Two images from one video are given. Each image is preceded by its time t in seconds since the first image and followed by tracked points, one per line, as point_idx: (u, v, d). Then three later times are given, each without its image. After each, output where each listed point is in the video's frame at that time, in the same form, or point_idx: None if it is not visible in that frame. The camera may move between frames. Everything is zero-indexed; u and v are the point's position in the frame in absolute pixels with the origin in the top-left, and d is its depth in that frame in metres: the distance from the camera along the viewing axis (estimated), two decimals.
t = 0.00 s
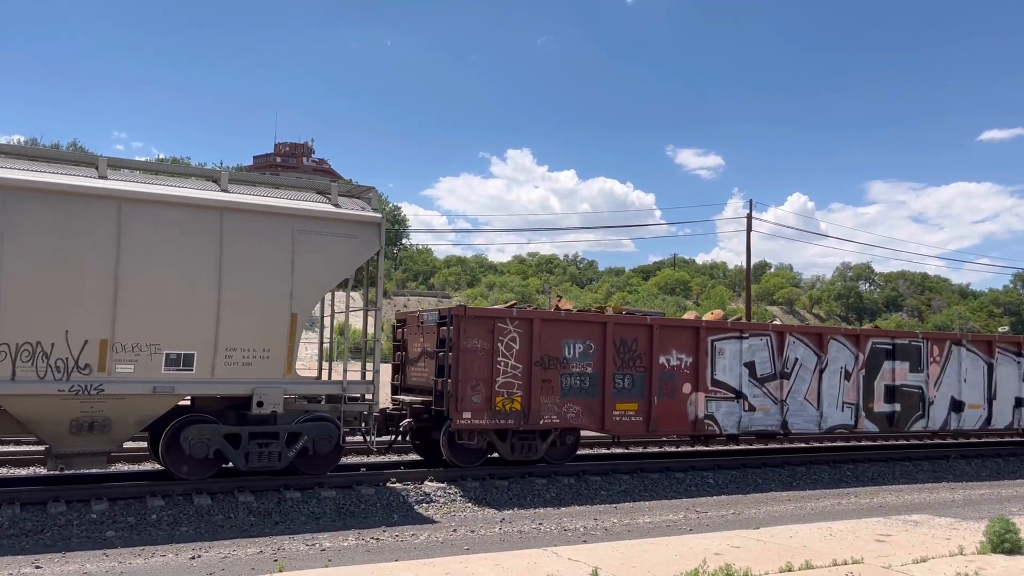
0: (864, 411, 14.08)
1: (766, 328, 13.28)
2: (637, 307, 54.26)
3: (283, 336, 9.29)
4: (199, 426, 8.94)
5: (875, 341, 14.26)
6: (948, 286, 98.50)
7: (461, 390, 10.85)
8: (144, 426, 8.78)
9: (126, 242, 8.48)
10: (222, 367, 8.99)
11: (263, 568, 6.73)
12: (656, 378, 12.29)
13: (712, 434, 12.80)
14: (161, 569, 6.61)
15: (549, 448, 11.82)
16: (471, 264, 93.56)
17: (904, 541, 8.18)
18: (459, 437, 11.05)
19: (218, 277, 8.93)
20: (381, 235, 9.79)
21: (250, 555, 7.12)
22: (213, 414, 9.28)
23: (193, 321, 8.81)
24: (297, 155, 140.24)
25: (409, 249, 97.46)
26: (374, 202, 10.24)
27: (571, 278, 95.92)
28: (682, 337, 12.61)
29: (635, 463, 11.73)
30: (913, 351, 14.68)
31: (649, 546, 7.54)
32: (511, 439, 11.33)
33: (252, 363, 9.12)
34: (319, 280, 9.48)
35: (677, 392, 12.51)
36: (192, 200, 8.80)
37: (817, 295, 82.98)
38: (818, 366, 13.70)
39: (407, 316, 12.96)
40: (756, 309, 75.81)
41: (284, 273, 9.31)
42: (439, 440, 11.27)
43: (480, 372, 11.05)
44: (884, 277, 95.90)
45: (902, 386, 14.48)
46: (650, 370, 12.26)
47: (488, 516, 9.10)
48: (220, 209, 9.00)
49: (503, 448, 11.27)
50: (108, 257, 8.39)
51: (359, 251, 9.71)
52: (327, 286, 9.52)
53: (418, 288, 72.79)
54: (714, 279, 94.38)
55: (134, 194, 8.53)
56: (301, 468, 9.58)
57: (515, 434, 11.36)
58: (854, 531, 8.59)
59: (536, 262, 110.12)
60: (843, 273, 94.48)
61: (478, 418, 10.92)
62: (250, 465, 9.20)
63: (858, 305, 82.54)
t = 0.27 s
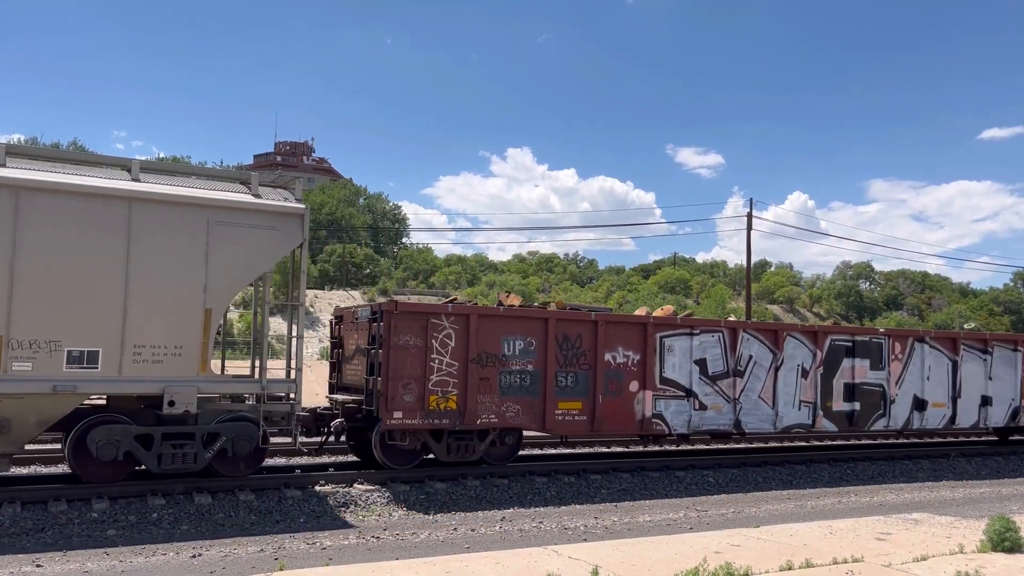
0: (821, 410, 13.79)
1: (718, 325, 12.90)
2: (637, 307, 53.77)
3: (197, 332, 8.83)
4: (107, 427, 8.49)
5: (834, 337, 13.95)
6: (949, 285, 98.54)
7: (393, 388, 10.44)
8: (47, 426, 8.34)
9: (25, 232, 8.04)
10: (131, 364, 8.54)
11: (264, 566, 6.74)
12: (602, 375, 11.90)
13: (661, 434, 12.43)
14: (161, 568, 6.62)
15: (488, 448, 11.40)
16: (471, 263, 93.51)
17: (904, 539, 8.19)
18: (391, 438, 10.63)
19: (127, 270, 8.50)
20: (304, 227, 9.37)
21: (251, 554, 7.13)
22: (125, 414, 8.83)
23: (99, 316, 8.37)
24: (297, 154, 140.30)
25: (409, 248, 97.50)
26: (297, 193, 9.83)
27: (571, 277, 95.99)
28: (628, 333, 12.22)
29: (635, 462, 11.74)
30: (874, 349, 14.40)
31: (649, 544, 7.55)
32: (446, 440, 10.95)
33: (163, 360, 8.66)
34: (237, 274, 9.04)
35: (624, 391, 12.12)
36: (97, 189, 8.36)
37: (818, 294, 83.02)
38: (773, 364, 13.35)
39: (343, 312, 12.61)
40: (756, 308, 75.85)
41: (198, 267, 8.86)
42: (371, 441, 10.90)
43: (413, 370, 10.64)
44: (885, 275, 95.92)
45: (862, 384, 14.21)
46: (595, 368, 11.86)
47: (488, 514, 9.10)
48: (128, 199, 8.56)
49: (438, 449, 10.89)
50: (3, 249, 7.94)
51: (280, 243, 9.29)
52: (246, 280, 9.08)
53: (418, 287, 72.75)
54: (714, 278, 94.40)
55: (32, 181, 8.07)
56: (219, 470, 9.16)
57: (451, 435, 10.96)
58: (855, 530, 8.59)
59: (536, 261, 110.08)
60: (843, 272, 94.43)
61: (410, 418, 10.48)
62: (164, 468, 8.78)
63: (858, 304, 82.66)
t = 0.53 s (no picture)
0: (777, 408, 13.41)
1: (668, 321, 12.52)
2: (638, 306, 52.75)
3: (102, 328, 8.21)
4: (5, 428, 7.93)
5: (790, 334, 13.60)
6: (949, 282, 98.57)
7: (317, 387, 9.99)
8: None
9: None
10: (29, 363, 7.94)
11: (265, 565, 6.74)
12: (543, 373, 11.50)
13: (607, 433, 12.01)
14: (162, 567, 6.62)
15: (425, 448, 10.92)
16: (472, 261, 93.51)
17: (904, 537, 8.19)
18: (317, 439, 10.14)
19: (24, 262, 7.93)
20: (220, 218, 8.81)
21: (253, 552, 7.14)
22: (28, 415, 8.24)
23: None
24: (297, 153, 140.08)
25: (410, 246, 97.54)
26: (213, 182, 9.24)
27: (572, 275, 96.09)
28: (573, 330, 11.79)
29: (636, 460, 11.75)
30: (833, 345, 14.08)
31: (650, 542, 7.55)
32: (377, 440, 10.46)
33: (64, 358, 8.05)
34: (146, 267, 8.46)
35: (568, 390, 11.72)
36: None
37: (818, 292, 83.05)
38: (726, 361, 13.00)
39: (275, 307, 11.98)
40: (756, 306, 75.86)
41: (101, 260, 8.26)
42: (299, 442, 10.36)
43: (339, 367, 10.18)
44: (885, 273, 95.91)
45: (819, 382, 13.87)
46: (536, 365, 11.45)
47: (489, 513, 9.11)
48: (26, 187, 7.99)
49: (368, 450, 10.39)
50: None
51: (195, 235, 8.72)
52: (156, 274, 8.50)
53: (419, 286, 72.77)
54: (715, 275, 94.41)
55: None
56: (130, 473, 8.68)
57: (382, 435, 10.49)
58: (855, 528, 8.59)
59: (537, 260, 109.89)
60: (844, 270, 94.41)
61: (336, 418, 10.04)
62: (68, 471, 8.23)
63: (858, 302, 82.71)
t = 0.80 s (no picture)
0: (730, 407, 12.85)
1: (614, 317, 11.90)
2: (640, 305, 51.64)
3: None
4: None
5: (745, 330, 13.04)
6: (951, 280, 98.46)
7: (235, 386, 9.52)
8: None
9: None
10: None
11: (266, 564, 6.75)
12: (480, 371, 10.99)
13: (548, 434, 11.49)
14: (163, 566, 6.62)
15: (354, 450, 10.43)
16: (473, 260, 93.48)
17: (906, 535, 8.18)
18: (238, 441, 9.68)
19: None
20: (129, 210, 8.40)
21: (254, 551, 7.14)
22: None
23: None
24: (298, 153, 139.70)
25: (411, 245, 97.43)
26: (123, 171, 8.77)
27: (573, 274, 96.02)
28: (512, 326, 11.28)
29: (637, 459, 11.76)
30: (790, 342, 13.51)
31: (651, 541, 7.56)
32: (302, 442, 10.01)
33: None
34: (47, 260, 8.06)
35: (507, 388, 11.21)
36: None
37: (820, 291, 82.95)
38: (676, 359, 12.43)
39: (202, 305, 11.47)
40: (758, 304, 75.73)
41: None
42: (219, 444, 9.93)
43: (259, 366, 9.72)
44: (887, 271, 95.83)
45: (775, 380, 13.31)
46: (471, 363, 10.96)
47: (490, 512, 9.11)
48: None
49: (291, 452, 9.94)
50: None
51: (102, 227, 8.29)
52: (57, 267, 8.11)
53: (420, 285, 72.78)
54: (716, 274, 94.33)
55: None
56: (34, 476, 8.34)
57: (308, 435, 10.04)
58: (857, 526, 8.59)
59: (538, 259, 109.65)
60: (845, 268, 94.35)
61: (255, 418, 9.57)
62: None
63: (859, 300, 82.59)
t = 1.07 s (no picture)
0: (680, 407, 12.39)
1: (556, 314, 11.50)
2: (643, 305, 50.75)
3: None
4: None
5: (695, 328, 12.58)
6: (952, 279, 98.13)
7: (145, 386, 9.03)
8: None
9: None
10: None
11: (267, 564, 6.75)
12: (411, 370, 10.54)
13: (486, 435, 11.06)
14: (164, 566, 6.62)
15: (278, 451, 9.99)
16: (474, 259, 93.44)
17: (907, 534, 8.18)
18: (152, 444, 9.20)
19: None
20: (26, 202, 7.93)
21: (255, 551, 7.14)
22: None
23: None
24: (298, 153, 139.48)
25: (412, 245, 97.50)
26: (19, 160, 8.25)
27: (574, 273, 96.00)
28: (448, 323, 10.86)
29: (638, 458, 11.75)
30: (744, 340, 13.06)
31: (652, 540, 7.55)
32: (219, 444, 9.55)
33: None
34: None
35: (441, 388, 10.78)
36: None
37: (821, 289, 82.94)
38: (622, 357, 11.99)
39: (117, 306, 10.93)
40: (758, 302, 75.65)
41: None
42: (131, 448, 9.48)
43: (172, 365, 9.22)
44: (888, 270, 95.72)
45: (729, 379, 12.84)
46: (402, 362, 10.53)
47: (491, 511, 9.11)
48: None
49: (209, 455, 9.46)
50: None
51: None
52: None
53: (422, 284, 72.78)
54: (717, 273, 94.37)
55: None
56: None
57: (225, 438, 9.57)
58: (858, 525, 8.58)
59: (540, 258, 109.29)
60: (846, 267, 94.29)
61: (166, 420, 9.08)
62: None
63: (861, 299, 82.58)
